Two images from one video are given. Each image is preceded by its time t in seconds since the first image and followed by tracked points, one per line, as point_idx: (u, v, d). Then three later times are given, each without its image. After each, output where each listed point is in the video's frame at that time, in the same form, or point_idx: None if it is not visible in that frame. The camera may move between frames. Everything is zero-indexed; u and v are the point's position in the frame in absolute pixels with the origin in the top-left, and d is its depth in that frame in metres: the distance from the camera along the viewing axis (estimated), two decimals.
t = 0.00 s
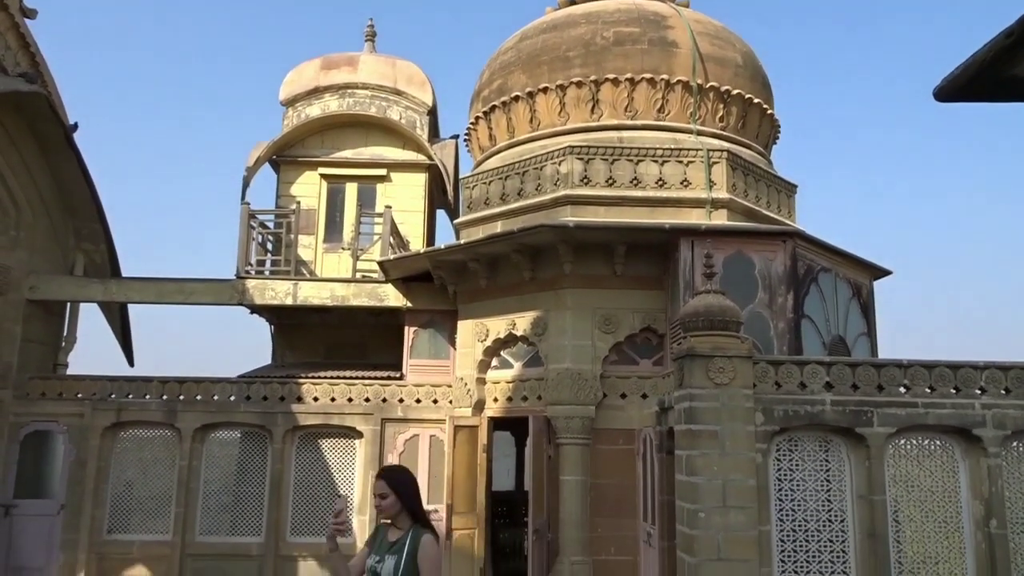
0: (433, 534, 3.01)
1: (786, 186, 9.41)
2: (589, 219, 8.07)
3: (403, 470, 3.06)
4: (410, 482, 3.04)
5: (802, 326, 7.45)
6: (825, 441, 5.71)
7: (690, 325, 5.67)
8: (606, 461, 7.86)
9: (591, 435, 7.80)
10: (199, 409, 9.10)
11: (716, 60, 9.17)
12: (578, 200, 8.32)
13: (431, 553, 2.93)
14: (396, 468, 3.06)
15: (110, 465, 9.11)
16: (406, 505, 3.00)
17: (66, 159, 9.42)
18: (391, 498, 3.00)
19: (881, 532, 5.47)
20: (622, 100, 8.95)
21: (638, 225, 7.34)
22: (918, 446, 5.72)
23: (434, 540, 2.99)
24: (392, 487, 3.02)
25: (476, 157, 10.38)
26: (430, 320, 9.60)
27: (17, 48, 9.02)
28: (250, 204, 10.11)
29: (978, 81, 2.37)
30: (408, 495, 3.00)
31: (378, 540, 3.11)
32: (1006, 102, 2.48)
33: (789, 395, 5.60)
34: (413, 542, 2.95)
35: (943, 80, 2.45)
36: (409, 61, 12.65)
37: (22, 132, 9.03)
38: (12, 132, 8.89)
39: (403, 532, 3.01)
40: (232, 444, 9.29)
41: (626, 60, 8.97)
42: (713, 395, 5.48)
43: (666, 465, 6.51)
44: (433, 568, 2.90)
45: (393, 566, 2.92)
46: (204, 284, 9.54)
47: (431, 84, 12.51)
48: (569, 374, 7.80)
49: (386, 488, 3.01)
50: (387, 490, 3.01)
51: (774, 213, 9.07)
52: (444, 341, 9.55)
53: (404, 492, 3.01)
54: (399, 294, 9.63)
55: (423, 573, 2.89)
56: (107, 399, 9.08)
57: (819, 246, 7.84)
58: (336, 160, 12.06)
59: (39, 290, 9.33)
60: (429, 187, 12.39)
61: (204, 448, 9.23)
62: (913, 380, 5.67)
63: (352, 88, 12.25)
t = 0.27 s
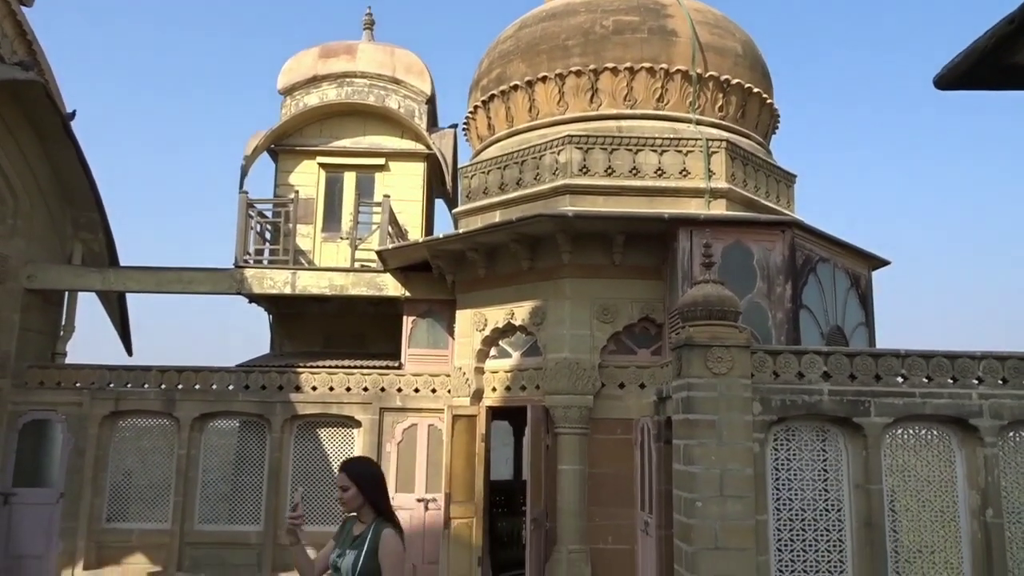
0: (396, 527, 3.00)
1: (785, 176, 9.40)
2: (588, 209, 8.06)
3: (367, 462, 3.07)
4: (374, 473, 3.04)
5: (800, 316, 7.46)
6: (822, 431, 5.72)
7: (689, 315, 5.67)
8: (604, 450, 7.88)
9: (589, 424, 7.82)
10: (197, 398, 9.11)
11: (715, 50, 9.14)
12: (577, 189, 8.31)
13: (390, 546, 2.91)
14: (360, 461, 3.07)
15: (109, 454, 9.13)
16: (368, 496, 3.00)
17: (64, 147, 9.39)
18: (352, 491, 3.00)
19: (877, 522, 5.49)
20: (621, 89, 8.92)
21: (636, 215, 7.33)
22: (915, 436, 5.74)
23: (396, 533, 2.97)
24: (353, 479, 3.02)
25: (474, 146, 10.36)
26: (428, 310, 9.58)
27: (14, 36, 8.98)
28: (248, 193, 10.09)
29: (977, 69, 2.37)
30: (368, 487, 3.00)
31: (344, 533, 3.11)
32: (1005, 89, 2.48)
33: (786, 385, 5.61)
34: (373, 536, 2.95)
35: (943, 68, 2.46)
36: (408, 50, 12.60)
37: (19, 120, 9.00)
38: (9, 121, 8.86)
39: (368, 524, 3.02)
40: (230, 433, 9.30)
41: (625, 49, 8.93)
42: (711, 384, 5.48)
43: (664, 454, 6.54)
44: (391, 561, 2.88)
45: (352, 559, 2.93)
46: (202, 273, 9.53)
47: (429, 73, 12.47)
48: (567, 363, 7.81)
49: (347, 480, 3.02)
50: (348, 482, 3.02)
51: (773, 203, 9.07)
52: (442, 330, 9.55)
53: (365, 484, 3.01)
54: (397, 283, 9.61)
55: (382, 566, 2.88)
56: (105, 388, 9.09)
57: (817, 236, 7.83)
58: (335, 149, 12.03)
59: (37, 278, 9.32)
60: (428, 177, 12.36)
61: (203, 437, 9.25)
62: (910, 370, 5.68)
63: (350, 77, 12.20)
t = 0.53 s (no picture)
0: (349, 522, 3.04)
1: (784, 168, 9.39)
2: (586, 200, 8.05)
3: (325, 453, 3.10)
4: (331, 465, 3.08)
5: (799, 308, 7.46)
6: (819, 422, 5.73)
7: (687, 307, 5.68)
8: (601, 441, 7.89)
9: (587, 416, 7.83)
10: (195, 388, 9.11)
11: (715, 41, 9.11)
12: (576, 180, 8.29)
13: (340, 539, 2.96)
14: (319, 451, 3.12)
15: (107, 444, 9.13)
16: (325, 489, 3.04)
17: (61, 137, 9.36)
18: (310, 481, 3.07)
19: (874, 513, 5.51)
20: (620, 80, 8.89)
21: (635, 206, 7.32)
22: (913, 428, 5.75)
23: (348, 526, 3.01)
24: (311, 469, 3.08)
25: (473, 137, 10.33)
26: (427, 301, 9.57)
27: (10, 24, 8.94)
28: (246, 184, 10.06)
29: (978, 59, 2.37)
30: (324, 480, 3.05)
31: (305, 525, 3.20)
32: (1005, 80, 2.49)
33: (784, 377, 5.61)
34: (326, 528, 3.01)
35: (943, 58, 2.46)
36: (406, 40, 12.56)
37: (16, 109, 8.97)
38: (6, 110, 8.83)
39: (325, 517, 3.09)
40: (229, 424, 9.31)
41: (625, 40, 8.89)
42: (709, 376, 5.49)
43: (661, 446, 6.55)
44: (339, 554, 2.93)
45: (305, 549, 3.02)
46: (200, 263, 9.51)
47: (428, 62, 12.52)
48: (565, 355, 7.82)
49: (306, 470, 3.09)
50: (307, 472, 3.09)
51: (772, 195, 9.06)
52: (440, 322, 9.53)
53: (322, 476, 3.06)
54: (396, 274, 9.60)
55: (331, 558, 2.94)
56: (104, 378, 9.08)
57: (816, 228, 7.83)
58: (333, 139, 11.99)
59: (35, 269, 9.30)
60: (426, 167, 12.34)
61: (201, 427, 9.25)
62: (908, 361, 5.69)
63: (348, 67, 12.16)
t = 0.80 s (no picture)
0: (289, 511, 2.96)
1: (782, 161, 9.39)
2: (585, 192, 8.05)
3: (272, 439, 3.04)
4: (278, 452, 3.02)
5: (796, 301, 7.48)
6: (816, 415, 5.75)
7: (685, 299, 5.69)
8: (599, 433, 7.91)
9: (584, 408, 7.85)
10: (193, 379, 9.11)
11: (714, 33, 9.10)
12: (574, 172, 8.29)
13: (276, 529, 2.89)
14: (265, 438, 3.06)
15: (105, 434, 9.14)
16: (269, 476, 2.97)
17: (58, 127, 9.34)
18: (254, 468, 3.01)
19: (870, 505, 5.54)
20: (619, 72, 8.88)
21: (633, 199, 7.32)
22: (909, 421, 5.77)
23: (286, 515, 2.94)
24: (256, 455, 3.02)
25: (471, 128, 10.32)
26: (425, 293, 9.57)
27: (7, 13, 8.90)
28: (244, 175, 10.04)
29: (979, 49, 2.38)
30: (268, 466, 2.98)
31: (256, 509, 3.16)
32: (1005, 70, 2.49)
33: (781, 369, 5.63)
34: (265, 516, 2.95)
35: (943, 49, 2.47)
36: (405, 31, 12.52)
37: (12, 99, 8.94)
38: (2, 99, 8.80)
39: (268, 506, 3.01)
40: (226, 414, 9.31)
41: (624, 32, 8.87)
42: (706, 368, 5.50)
43: (659, 439, 6.56)
44: (274, 545, 2.86)
45: (247, 536, 2.98)
46: (198, 254, 9.50)
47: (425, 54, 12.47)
48: (563, 347, 7.83)
49: (251, 458, 3.03)
50: (252, 459, 3.03)
51: (770, 188, 9.06)
52: (438, 314, 9.54)
53: (267, 463, 2.99)
54: (394, 266, 9.59)
55: (267, 548, 2.88)
56: (101, 368, 9.08)
57: (814, 220, 7.83)
58: (331, 131, 11.97)
59: (32, 259, 9.28)
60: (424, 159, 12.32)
61: (199, 418, 9.26)
62: (905, 354, 5.70)
63: (346, 58, 12.13)
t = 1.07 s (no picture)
0: (227, 507, 2.80)
1: (780, 151, 9.38)
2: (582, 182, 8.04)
3: (210, 432, 2.90)
4: (218, 445, 2.88)
5: (793, 290, 7.49)
6: (813, 404, 5.76)
7: (682, 289, 5.69)
8: (597, 423, 7.92)
9: (582, 397, 7.87)
10: (191, 370, 9.11)
11: (712, 22, 9.07)
12: (572, 162, 8.27)
13: (214, 526, 2.73)
14: (203, 432, 2.92)
15: (103, 425, 9.15)
16: (210, 470, 2.82)
17: (54, 117, 9.30)
18: (193, 463, 2.85)
19: (866, 493, 5.56)
20: (616, 62, 8.85)
21: (631, 188, 7.31)
22: (905, 409, 5.79)
23: (225, 510, 2.78)
24: (194, 450, 2.88)
25: (468, 118, 10.29)
26: (422, 283, 9.56)
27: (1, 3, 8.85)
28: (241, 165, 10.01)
29: (977, 34, 2.37)
30: (207, 460, 2.83)
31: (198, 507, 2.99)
32: (1003, 56, 2.49)
33: (779, 358, 5.64)
34: (203, 513, 2.79)
35: (941, 34, 2.46)
36: (401, 21, 12.46)
37: (8, 89, 8.90)
38: None
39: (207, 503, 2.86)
40: (224, 405, 9.32)
41: (621, 21, 8.84)
42: (704, 357, 5.51)
43: (656, 428, 6.58)
44: (212, 542, 2.70)
45: (185, 534, 2.82)
46: (194, 245, 9.49)
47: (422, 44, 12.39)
48: (561, 336, 7.84)
49: (191, 453, 2.88)
50: (190, 454, 2.88)
51: (768, 177, 9.05)
52: (436, 304, 9.53)
53: (207, 456, 2.84)
54: (391, 256, 9.58)
55: (204, 546, 2.72)
56: (99, 359, 9.08)
57: (811, 210, 7.83)
58: (328, 121, 11.93)
59: (28, 250, 9.27)
60: (421, 149, 12.29)
61: (197, 409, 9.26)
62: (902, 343, 5.71)
63: (343, 48, 12.07)
